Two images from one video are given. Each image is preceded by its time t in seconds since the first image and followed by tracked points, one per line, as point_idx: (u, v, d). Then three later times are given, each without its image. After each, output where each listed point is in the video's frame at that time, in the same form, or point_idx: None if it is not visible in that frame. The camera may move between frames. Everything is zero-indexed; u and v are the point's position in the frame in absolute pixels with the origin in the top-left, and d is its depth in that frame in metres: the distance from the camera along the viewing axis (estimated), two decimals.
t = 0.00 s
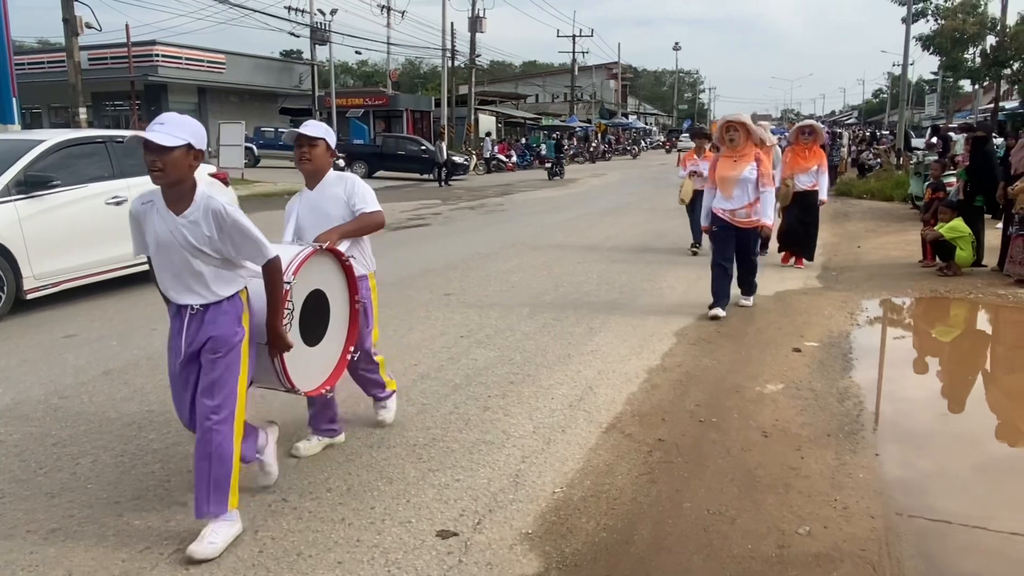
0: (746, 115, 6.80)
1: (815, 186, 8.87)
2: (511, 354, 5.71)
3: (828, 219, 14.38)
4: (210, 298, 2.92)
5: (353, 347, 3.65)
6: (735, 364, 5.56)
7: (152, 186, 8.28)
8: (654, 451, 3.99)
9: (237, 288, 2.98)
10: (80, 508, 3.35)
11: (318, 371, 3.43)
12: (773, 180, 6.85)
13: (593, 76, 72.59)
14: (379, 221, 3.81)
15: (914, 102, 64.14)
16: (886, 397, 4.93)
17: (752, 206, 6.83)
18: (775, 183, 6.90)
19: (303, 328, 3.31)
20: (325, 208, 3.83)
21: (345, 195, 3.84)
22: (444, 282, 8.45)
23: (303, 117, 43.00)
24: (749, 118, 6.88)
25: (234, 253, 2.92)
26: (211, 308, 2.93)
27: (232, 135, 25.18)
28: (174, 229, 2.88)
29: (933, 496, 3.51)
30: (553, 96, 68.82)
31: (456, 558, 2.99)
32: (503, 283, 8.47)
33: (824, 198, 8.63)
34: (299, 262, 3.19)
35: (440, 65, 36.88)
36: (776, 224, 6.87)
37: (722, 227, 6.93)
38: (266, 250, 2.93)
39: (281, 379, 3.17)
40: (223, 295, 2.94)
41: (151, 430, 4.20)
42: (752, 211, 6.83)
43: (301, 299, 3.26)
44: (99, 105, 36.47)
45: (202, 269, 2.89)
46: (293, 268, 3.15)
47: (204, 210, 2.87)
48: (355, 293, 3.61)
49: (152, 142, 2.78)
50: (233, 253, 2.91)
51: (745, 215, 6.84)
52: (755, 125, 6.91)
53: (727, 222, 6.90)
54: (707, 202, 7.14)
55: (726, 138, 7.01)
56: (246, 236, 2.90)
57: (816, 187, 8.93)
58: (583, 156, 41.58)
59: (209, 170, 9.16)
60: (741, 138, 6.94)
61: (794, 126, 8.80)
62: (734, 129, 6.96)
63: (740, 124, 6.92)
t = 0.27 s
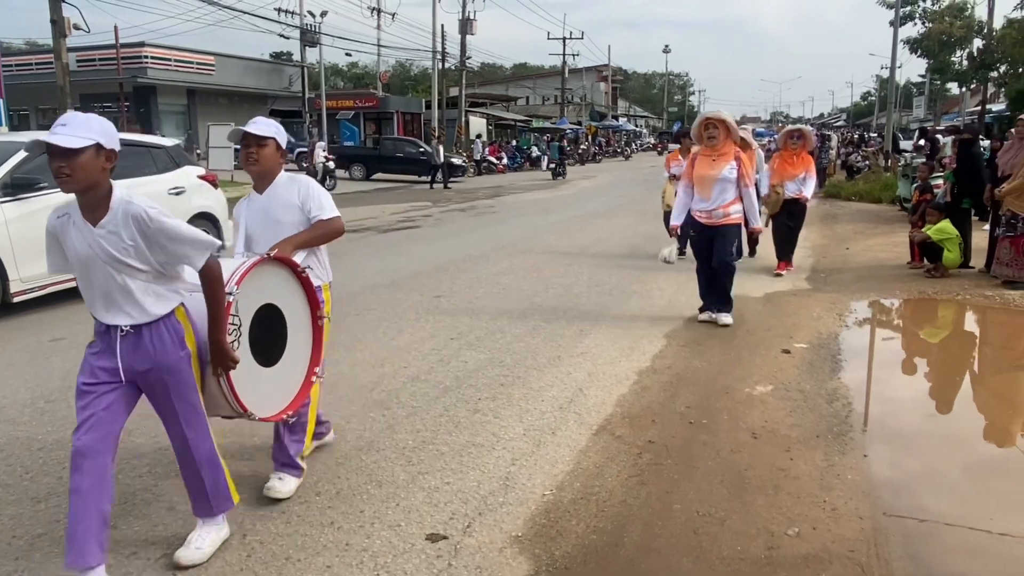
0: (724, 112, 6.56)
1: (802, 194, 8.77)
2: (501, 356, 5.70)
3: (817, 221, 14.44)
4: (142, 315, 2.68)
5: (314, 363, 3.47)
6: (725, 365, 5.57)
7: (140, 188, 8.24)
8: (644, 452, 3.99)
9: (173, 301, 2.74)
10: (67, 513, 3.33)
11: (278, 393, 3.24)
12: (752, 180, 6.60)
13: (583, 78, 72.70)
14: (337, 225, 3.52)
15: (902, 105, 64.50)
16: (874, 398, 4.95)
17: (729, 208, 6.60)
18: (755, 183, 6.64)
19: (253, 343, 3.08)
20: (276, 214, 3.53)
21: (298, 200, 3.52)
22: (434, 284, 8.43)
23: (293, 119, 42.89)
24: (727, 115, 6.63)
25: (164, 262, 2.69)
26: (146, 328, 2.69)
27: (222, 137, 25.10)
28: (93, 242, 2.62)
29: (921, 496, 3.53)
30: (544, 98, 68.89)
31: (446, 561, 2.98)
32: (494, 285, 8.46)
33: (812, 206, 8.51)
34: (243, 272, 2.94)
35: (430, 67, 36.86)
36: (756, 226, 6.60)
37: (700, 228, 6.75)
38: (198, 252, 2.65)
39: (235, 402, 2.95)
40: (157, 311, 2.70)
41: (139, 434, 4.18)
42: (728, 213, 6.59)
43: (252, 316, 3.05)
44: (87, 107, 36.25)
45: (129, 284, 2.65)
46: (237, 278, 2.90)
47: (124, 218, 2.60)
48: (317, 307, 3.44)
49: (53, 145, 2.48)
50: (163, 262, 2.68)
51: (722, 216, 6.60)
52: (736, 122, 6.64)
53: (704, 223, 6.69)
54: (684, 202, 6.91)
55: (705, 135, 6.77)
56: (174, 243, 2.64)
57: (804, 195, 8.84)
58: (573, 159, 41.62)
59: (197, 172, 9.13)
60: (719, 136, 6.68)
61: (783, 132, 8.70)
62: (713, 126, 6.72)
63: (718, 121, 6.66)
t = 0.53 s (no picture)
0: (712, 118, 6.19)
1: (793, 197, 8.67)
2: (493, 359, 5.69)
3: (808, 224, 14.51)
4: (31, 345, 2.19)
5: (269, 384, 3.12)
6: (717, 367, 5.59)
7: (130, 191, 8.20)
8: (637, 455, 3.99)
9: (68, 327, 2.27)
10: (55, 519, 3.30)
11: (217, 420, 2.91)
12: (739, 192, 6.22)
13: (575, 81, 72.83)
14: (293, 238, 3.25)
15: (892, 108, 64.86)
16: (865, 400, 4.98)
17: (714, 219, 6.16)
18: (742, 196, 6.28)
19: (182, 366, 2.74)
20: (225, 219, 3.25)
21: (251, 207, 3.25)
22: (426, 287, 8.42)
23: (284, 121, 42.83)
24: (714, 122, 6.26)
25: (56, 282, 2.22)
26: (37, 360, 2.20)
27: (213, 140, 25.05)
28: None
29: (912, 496, 3.55)
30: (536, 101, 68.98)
31: (438, 565, 2.97)
32: (486, 287, 8.46)
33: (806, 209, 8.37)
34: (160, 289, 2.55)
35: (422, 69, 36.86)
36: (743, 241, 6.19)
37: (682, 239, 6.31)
38: (93, 267, 2.23)
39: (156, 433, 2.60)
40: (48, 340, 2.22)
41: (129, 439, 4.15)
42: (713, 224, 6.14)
43: (177, 336, 2.68)
44: (77, 109, 36.09)
45: (16, 306, 2.19)
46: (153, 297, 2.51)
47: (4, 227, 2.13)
48: (265, 319, 3.07)
49: None
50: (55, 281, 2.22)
51: (706, 228, 6.14)
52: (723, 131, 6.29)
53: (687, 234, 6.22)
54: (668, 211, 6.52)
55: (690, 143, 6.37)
56: (58, 257, 2.18)
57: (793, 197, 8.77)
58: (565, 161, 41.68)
59: (188, 175, 9.09)
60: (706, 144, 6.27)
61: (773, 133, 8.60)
62: (699, 133, 6.32)
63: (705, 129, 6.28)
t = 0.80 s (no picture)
0: (698, 114, 5.90)
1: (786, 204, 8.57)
2: (488, 361, 5.69)
3: (801, 226, 14.57)
4: None
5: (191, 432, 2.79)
6: (711, 369, 5.60)
7: (123, 194, 8.18)
8: (631, 457, 4.00)
9: None
10: (49, 523, 3.29)
11: (129, 469, 2.57)
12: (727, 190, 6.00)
13: (568, 83, 72.94)
14: (233, 259, 2.96)
15: (883, 111, 65.15)
16: (858, 401, 5.00)
17: (702, 220, 6.00)
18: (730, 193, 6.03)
19: (95, 409, 2.41)
20: (153, 242, 2.96)
21: (183, 226, 2.96)
22: (420, 289, 8.41)
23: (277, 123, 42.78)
24: (700, 117, 5.97)
25: None
26: None
27: (206, 143, 25.01)
28: None
29: (905, 497, 3.57)
30: (529, 104, 69.04)
31: (434, 568, 2.97)
32: (480, 290, 8.46)
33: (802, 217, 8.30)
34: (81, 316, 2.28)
35: (415, 72, 36.85)
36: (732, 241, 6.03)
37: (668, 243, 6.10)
38: None
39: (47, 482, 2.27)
40: None
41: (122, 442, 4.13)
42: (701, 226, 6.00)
43: (94, 376, 2.37)
44: (69, 111, 35.95)
45: None
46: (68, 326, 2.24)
47: None
48: (199, 357, 2.79)
49: None
50: None
51: (694, 229, 6.00)
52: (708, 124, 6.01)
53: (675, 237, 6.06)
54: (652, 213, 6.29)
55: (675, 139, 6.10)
56: None
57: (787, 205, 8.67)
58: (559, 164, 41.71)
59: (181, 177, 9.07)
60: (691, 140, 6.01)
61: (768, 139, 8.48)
62: (685, 129, 6.05)
63: (690, 124, 5.99)
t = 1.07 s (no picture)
0: (679, 121, 5.73)
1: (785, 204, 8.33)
2: (485, 363, 5.70)
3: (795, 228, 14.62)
4: None
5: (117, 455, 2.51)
6: (707, 371, 5.62)
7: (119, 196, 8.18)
8: (629, 457, 4.01)
9: None
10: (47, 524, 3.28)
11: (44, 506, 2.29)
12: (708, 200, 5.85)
13: (563, 87, 73.05)
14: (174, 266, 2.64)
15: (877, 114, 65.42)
16: (854, 402, 5.02)
17: (686, 231, 5.82)
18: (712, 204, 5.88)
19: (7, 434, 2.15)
20: (85, 243, 2.60)
21: (117, 227, 2.60)
22: (417, 292, 8.42)
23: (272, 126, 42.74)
24: (680, 125, 5.81)
25: None
26: None
27: (200, 145, 24.98)
28: None
29: (902, 497, 3.59)
30: (524, 107, 69.12)
31: (432, 568, 2.98)
32: (476, 292, 8.47)
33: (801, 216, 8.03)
34: None
35: (411, 75, 36.88)
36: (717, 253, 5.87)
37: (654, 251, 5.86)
38: None
39: None
40: None
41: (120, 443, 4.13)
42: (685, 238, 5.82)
43: (4, 397, 2.12)
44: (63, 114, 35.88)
45: None
46: None
47: None
48: (124, 371, 2.48)
49: None
50: None
51: (678, 242, 5.81)
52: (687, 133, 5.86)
53: (661, 248, 5.85)
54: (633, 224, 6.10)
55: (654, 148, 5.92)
56: None
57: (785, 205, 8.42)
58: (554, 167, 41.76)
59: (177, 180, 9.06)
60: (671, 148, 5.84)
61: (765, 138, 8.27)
62: (664, 137, 5.88)
63: (669, 132, 5.82)
